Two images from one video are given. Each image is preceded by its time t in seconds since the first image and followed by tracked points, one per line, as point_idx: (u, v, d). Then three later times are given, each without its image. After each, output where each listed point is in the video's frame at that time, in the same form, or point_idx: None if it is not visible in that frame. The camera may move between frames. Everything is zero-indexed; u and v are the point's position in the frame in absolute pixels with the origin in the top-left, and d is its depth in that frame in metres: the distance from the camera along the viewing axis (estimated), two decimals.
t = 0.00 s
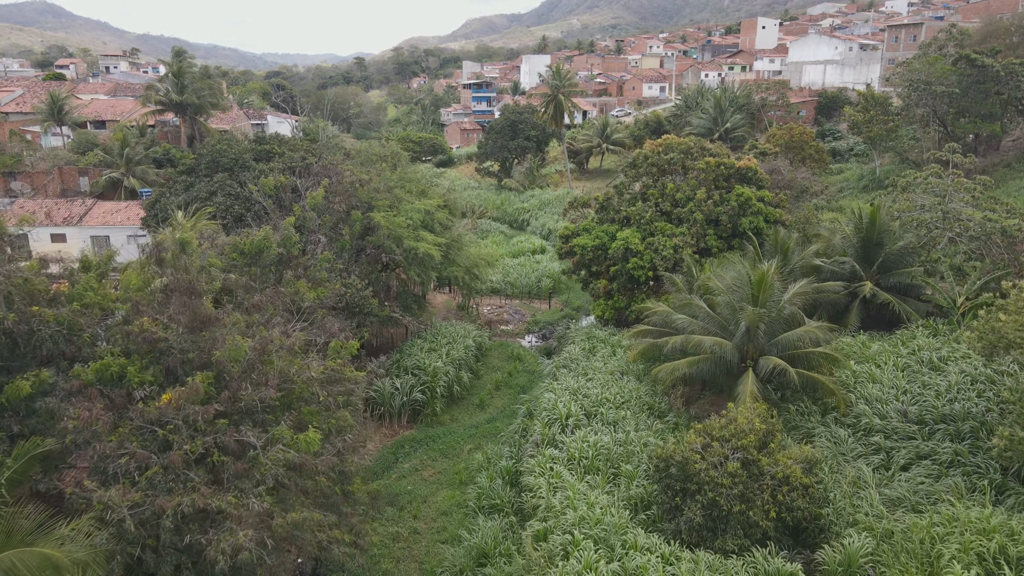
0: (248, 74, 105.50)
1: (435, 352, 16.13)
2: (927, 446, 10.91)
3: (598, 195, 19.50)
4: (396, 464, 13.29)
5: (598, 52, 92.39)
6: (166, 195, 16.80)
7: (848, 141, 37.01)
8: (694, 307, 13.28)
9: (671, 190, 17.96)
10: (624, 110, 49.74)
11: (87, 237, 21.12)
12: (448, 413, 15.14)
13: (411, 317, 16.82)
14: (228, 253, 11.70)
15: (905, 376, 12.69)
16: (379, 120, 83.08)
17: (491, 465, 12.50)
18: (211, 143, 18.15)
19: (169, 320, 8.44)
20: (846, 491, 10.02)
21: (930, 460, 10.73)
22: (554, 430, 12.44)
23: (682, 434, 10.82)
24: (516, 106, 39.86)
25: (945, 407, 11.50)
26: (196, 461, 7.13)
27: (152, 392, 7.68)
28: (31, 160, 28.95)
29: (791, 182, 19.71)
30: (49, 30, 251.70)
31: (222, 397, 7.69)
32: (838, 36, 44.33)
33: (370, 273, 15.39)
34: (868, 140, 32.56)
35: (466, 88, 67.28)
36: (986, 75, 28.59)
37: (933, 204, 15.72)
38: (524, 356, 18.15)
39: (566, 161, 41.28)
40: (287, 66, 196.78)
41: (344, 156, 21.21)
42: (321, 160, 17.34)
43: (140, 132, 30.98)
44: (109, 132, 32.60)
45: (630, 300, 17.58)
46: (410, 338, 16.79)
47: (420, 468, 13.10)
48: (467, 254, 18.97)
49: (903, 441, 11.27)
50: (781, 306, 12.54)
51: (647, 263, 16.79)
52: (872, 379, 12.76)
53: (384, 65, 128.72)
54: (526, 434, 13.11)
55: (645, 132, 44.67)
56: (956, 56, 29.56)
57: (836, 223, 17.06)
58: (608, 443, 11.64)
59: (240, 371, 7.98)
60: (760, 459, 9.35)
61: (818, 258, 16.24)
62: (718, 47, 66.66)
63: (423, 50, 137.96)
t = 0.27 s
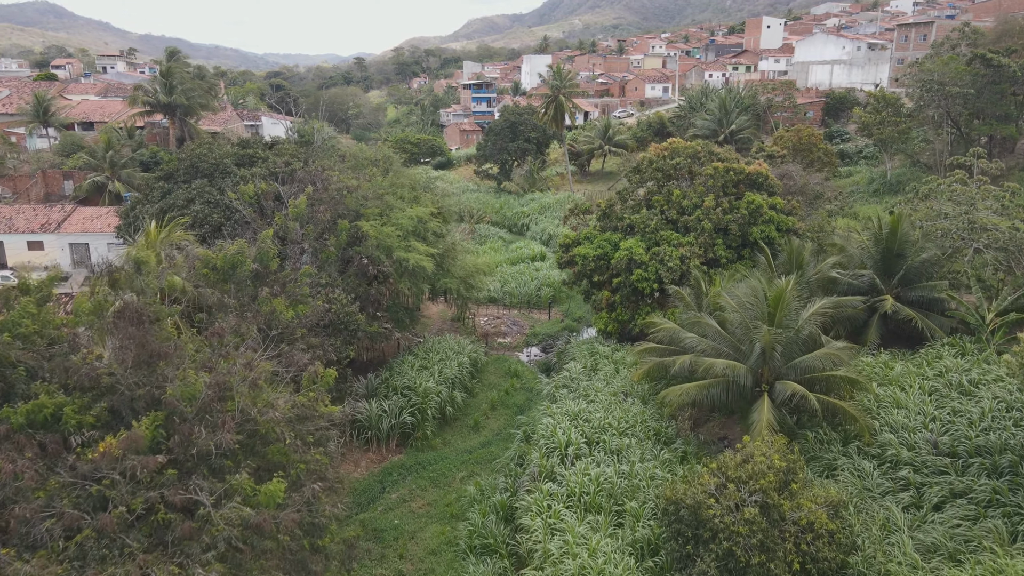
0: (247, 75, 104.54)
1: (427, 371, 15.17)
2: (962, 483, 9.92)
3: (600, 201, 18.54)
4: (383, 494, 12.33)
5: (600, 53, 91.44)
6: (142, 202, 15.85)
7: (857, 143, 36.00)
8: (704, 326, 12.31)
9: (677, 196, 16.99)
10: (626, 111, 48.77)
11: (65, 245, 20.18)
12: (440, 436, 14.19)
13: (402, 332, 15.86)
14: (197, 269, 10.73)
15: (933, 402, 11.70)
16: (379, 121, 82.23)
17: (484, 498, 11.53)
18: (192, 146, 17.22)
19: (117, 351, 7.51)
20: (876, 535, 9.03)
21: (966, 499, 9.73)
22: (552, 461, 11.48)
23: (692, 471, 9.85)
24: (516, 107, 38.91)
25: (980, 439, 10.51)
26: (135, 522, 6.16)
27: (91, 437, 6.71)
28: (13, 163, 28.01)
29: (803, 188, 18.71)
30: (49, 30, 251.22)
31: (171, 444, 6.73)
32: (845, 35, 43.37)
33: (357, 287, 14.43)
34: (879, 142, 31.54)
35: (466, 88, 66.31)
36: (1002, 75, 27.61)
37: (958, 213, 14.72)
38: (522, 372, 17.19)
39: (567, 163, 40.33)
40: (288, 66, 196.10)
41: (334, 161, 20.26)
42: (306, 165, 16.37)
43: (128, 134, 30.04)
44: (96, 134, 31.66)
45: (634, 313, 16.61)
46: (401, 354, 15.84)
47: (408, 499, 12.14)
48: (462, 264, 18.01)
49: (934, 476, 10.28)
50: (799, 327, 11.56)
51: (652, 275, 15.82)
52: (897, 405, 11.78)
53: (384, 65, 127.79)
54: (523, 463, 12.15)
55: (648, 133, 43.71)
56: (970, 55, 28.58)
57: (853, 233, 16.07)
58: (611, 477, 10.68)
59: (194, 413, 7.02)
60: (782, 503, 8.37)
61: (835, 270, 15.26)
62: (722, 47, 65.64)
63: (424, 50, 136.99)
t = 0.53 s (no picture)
0: (245, 75, 103.56)
1: (417, 391, 14.21)
2: (1005, 527, 8.91)
3: (601, 208, 17.59)
4: (366, 530, 11.34)
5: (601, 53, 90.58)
6: (115, 211, 14.89)
7: (866, 145, 35.04)
8: (715, 347, 11.36)
9: (683, 203, 16.03)
10: (628, 112, 47.81)
11: (41, 254, 19.25)
12: (430, 463, 13.21)
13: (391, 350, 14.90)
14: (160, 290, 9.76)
15: (966, 433, 10.70)
16: (378, 121, 81.39)
17: (476, 536, 10.54)
18: (170, 151, 16.28)
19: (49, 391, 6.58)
20: None
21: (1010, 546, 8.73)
22: (550, 497, 10.51)
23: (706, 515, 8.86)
24: (515, 108, 37.97)
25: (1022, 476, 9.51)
26: None
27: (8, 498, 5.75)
28: None
29: (816, 195, 17.75)
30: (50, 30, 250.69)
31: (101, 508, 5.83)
32: (853, 35, 42.40)
33: (342, 303, 13.47)
34: (890, 144, 30.56)
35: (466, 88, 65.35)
36: (1019, 75, 26.61)
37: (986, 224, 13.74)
38: (519, 391, 16.23)
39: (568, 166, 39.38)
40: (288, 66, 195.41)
41: (322, 165, 19.32)
42: (290, 172, 15.42)
43: (114, 136, 29.10)
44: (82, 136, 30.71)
45: (638, 328, 15.65)
46: (390, 373, 14.88)
47: (393, 536, 11.15)
48: (456, 275, 17.06)
49: (973, 518, 9.27)
50: (820, 351, 10.59)
51: (657, 288, 14.87)
52: (926, 435, 10.79)
53: (384, 65, 126.83)
54: (518, 496, 11.17)
55: (651, 135, 42.76)
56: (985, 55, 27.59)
57: (872, 244, 15.09)
58: (614, 518, 9.71)
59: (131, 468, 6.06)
60: (809, 560, 7.37)
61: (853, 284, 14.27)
62: (725, 47, 64.68)
63: (424, 50, 136.02)
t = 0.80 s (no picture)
0: (243, 75, 102.53)
1: (403, 414, 13.27)
2: None
3: (601, 216, 16.64)
4: (344, 570, 10.37)
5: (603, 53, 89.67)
6: (80, 219, 13.94)
7: (875, 147, 34.12)
8: (723, 373, 10.40)
9: (688, 212, 15.09)
10: (630, 113, 46.84)
11: (12, 262, 18.31)
12: (416, 493, 12.25)
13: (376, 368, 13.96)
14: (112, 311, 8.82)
15: (1002, 469, 9.72)
16: (377, 122, 80.56)
17: None
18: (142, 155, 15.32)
19: None
20: None
21: None
22: (543, 539, 9.56)
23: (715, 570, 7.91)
24: (514, 109, 36.98)
25: None
26: None
27: None
28: None
29: (828, 201, 16.80)
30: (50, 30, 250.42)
31: None
32: (860, 34, 41.41)
33: (321, 320, 12.54)
34: (901, 146, 29.55)
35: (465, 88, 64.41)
36: None
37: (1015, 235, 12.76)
38: (513, 410, 15.28)
39: (568, 168, 38.43)
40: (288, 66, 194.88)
41: (307, 170, 18.37)
42: (269, 178, 14.48)
43: (98, 138, 28.14)
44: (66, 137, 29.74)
45: (640, 344, 14.70)
46: (375, 394, 13.94)
47: None
48: (447, 287, 16.14)
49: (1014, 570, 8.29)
50: (840, 378, 9.63)
51: (660, 302, 13.92)
52: (956, 470, 9.83)
53: (384, 65, 125.82)
54: (508, 535, 10.22)
55: (653, 136, 41.82)
56: (1000, 55, 26.59)
57: (891, 256, 14.12)
58: (613, 566, 8.77)
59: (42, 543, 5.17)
60: None
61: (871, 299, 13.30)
62: (729, 46, 63.65)
63: (425, 49, 135.02)
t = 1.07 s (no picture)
0: (242, 75, 101.72)
1: (384, 439, 12.31)
2: None
3: (599, 225, 15.71)
4: None
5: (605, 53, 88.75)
6: (39, 229, 13.02)
7: (883, 150, 33.16)
8: (729, 403, 9.47)
9: (691, 221, 14.16)
10: (631, 114, 45.90)
11: None
12: (396, 526, 11.28)
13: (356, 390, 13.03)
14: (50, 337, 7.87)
15: None
16: (376, 122, 79.68)
17: None
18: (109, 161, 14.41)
19: None
20: None
21: None
22: None
23: None
24: (511, 110, 36.04)
25: None
26: None
27: None
28: None
29: (839, 209, 15.86)
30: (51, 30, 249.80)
31: None
32: (867, 33, 40.42)
33: (295, 338, 11.60)
34: (911, 149, 28.56)
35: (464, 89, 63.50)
36: None
37: None
38: (504, 432, 14.33)
39: (567, 170, 37.49)
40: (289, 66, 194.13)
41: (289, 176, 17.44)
42: (243, 186, 13.56)
43: (80, 140, 27.26)
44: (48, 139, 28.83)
45: (639, 362, 13.75)
46: (355, 417, 13.00)
47: None
48: (434, 300, 15.21)
49: None
50: (860, 411, 8.66)
51: (661, 318, 12.99)
52: (989, 512, 8.85)
53: (384, 66, 124.95)
54: None
55: (655, 138, 40.88)
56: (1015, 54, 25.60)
57: (908, 269, 13.15)
58: None
59: None
60: None
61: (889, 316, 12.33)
62: (732, 46, 62.60)
63: (425, 50, 134.14)
